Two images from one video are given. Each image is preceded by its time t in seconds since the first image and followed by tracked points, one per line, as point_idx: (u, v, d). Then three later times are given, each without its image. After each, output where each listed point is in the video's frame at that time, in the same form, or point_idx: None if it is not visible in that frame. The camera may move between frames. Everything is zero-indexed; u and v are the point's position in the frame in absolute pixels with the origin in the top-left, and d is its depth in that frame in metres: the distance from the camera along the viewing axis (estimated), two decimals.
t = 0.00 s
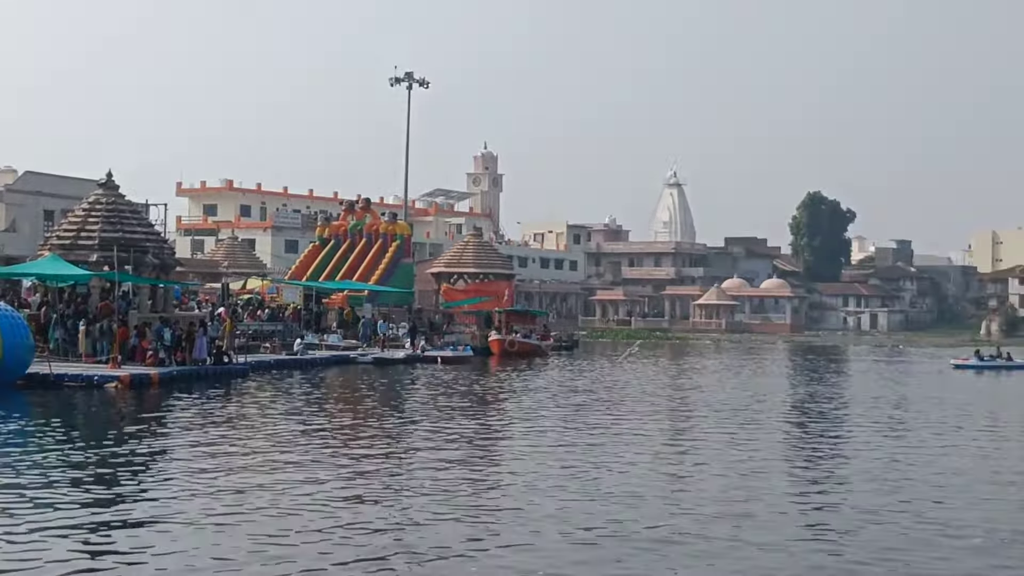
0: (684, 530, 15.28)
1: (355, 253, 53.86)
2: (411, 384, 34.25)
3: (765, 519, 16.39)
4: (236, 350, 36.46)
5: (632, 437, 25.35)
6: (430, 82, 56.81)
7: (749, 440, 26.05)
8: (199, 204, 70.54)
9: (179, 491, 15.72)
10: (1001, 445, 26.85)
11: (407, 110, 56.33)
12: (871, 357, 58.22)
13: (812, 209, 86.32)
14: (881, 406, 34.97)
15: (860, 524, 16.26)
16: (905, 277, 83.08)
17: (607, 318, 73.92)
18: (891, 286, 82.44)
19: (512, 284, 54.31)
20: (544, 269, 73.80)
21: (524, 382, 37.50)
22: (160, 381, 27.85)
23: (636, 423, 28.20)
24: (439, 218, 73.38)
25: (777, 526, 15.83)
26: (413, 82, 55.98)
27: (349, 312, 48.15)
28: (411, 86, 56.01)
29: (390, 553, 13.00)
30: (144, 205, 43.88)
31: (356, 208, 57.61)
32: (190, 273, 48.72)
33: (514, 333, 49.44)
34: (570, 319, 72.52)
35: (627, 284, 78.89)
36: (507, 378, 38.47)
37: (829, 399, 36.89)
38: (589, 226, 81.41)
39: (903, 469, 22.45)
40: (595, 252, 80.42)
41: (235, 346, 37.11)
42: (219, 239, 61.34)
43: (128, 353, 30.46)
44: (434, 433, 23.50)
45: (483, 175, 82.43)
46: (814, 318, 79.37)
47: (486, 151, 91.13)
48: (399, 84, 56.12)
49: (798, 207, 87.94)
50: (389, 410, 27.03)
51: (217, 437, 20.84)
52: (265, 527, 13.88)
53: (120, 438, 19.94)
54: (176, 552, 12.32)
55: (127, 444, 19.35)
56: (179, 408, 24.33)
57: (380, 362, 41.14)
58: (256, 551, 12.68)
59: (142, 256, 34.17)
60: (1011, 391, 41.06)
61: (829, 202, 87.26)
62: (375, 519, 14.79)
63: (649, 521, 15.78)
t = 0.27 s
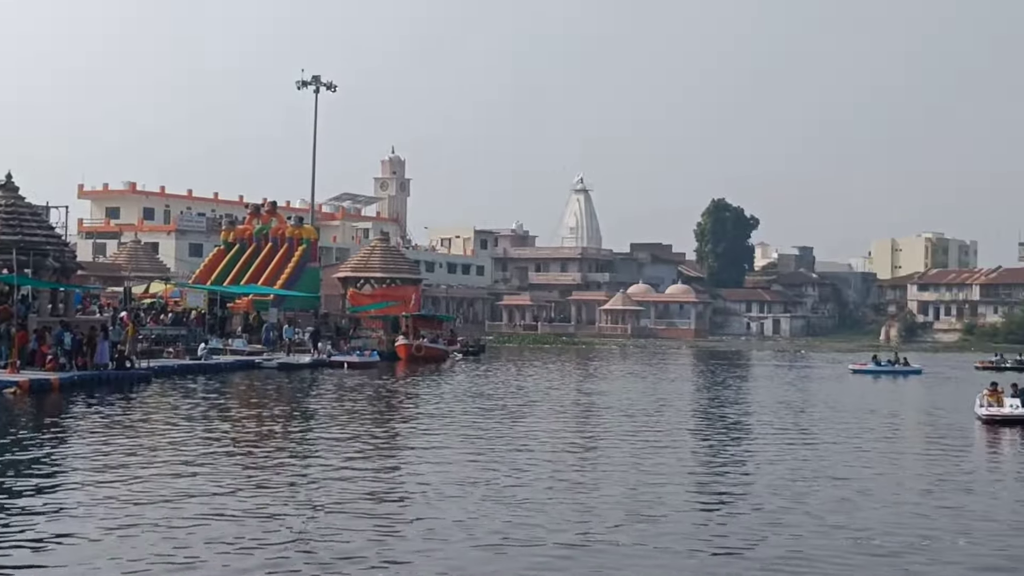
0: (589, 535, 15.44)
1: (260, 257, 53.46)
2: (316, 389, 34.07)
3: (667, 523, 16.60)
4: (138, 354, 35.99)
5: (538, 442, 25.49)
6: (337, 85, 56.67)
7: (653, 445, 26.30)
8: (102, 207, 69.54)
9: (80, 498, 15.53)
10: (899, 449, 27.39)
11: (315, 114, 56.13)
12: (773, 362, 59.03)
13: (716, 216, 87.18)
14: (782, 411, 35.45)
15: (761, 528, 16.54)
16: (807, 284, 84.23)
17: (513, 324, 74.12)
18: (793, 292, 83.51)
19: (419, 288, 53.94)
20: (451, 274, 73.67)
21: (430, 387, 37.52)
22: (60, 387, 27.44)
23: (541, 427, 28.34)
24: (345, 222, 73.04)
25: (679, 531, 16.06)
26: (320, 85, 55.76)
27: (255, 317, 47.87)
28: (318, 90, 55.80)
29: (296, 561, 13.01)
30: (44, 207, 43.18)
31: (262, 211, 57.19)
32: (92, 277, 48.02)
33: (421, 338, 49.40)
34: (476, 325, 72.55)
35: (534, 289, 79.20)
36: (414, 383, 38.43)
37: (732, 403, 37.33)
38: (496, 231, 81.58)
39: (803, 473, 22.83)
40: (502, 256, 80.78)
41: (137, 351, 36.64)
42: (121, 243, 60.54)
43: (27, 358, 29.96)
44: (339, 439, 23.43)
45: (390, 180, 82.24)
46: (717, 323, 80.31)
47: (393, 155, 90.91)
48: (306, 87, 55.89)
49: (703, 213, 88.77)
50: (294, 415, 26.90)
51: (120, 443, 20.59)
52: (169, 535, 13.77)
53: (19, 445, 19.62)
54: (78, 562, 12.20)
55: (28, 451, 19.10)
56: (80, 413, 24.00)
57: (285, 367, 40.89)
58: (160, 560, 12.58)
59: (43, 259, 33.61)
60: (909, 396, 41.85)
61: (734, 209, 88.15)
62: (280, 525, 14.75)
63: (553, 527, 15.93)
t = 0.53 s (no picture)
0: (525, 538, 15.50)
1: (197, 257, 53.15)
2: (253, 391, 33.90)
3: (603, 525, 16.69)
4: (73, 356, 35.61)
5: (475, 443, 25.52)
6: (272, 85, 55.82)
7: (590, 445, 26.41)
8: (36, 206, 68.73)
9: (15, 501, 15.44)
10: (833, 450, 27.70)
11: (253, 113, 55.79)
12: (710, 364, 59.45)
13: (654, 219, 87.54)
14: (718, 413, 35.70)
15: (697, 529, 16.67)
16: (744, 286, 84.82)
17: (452, 325, 74.10)
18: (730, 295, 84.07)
19: (358, 289, 53.81)
20: (390, 275, 73.54)
21: (368, 388, 37.45)
22: None
23: (479, 428, 28.42)
24: (283, 223, 72.62)
25: (616, 533, 16.15)
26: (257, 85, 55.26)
27: (192, 317, 47.59)
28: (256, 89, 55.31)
29: (231, 566, 12.97)
30: None
31: (199, 212, 56.83)
32: (25, 277, 47.49)
33: (359, 339, 49.31)
34: (415, 327, 72.42)
35: (473, 291, 79.24)
36: (352, 385, 38.35)
37: (669, 405, 37.55)
38: (435, 233, 81.51)
39: (739, 474, 23.02)
40: (441, 258, 80.75)
41: (72, 352, 36.27)
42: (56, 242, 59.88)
43: None
44: (277, 440, 23.39)
45: (328, 181, 81.85)
46: (655, 325, 80.71)
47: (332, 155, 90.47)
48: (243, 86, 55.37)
49: (640, 216, 89.11)
50: (231, 416, 26.81)
51: (54, 444, 20.44)
52: (105, 539, 13.74)
53: None
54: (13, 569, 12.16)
55: None
56: (13, 414, 23.78)
57: (222, 368, 40.63)
58: (96, 565, 12.57)
59: None
60: (843, 398, 42.31)
61: (671, 211, 88.61)
62: (217, 527, 14.75)
63: (490, 529, 15.97)
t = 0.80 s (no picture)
0: (473, 536, 15.54)
1: (145, 252, 52.83)
2: (201, 387, 33.70)
3: (551, 523, 16.77)
4: (17, 351, 35.26)
5: (424, 440, 25.54)
6: (224, 80, 55.89)
7: (539, 443, 26.49)
8: None
9: None
10: (779, 448, 27.94)
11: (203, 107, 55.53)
12: (658, 362, 59.75)
13: (604, 218, 87.72)
14: (666, 411, 35.87)
15: (643, 527, 16.79)
16: (693, 285, 85.17)
17: (402, 323, 74.00)
18: (680, 294, 84.41)
19: (307, 285, 53.43)
20: (340, 272, 73.33)
21: (318, 385, 37.36)
22: None
23: (427, 426, 28.39)
24: (233, 219, 72.23)
25: (563, 531, 16.23)
26: (207, 80, 55.06)
27: (140, 312, 47.29)
28: (206, 84, 55.12)
29: (177, 565, 12.94)
30: None
31: (148, 207, 56.49)
32: None
33: (308, 335, 49.13)
34: (364, 325, 72.28)
35: (423, 288, 79.20)
36: (300, 382, 38.21)
37: (618, 403, 37.70)
38: (385, 230, 81.39)
39: (686, 472, 23.18)
40: (391, 255, 80.64)
41: (16, 348, 35.90)
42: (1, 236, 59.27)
43: None
44: (224, 436, 23.27)
45: (278, 176, 81.50)
46: (605, 324, 80.91)
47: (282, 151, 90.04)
48: (193, 81, 55.17)
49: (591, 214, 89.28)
50: (179, 412, 26.66)
51: None
52: (49, 538, 13.62)
53: None
54: None
55: None
56: None
57: (169, 364, 40.38)
58: (41, 566, 12.46)
59: None
60: (789, 397, 42.64)
61: (622, 209, 88.83)
62: (164, 525, 14.67)
63: (438, 527, 16.01)
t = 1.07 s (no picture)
0: (425, 535, 15.48)
1: (96, 245, 52.50)
2: (152, 382, 33.49)
3: (502, 521, 16.74)
4: None
5: (375, 436, 25.44)
6: (176, 73, 55.57)
7: (490, 440, 26.47)
8: None
9: None
10: (730, 445, 28.05)
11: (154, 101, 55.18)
12: (611, 358, 59.94)
13: (558, 214, 87.69)
14: (618, 407, 35.96)
15: (595, 525, 16.79)
16: (646, 282, 85.41)
17: (354, 318, 73.82)
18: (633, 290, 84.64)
19: (260, 281, 53.06)
20: (293, 267, 73.06)
21: (269, 381, 37.18)
22: None
23: (380, 422, 28.36)
24: (185, 213, 71.79)
25: (515, 529, 16.20)
26: (159, 72, 54.74)
27: (90, 306, 46.97)
28: (158, 77, 54.78)
29: (124, 566, 12.80)
30: None
31: (99, 200, 56.10)
32: None
33: (260, 330, 48.96)
34: (317, 320, 72.07)
35: (376, 284, 79.03)
36: (252, 377, 38.06)
37: (571, 399, 37.76)
38: (338, 225, 81.20)
39: (638, 469, 23.23)
40: (344, 250, 80.43)
41: None
42: None
43: None
44: (175, 433, 23.15)
45: (231, 171, 81.07)
46: (558, 320, 80.99)
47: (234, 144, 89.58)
48: (145, 74, 54.81)
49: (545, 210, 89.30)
50: (129, 408, 26.49)
51: None
52: None
53: None
54: None
55: None
56: None
57: (119, 360, 40.11)
58: None
59: None
60: (740, 393, 42.86)
61: (576, 205, 88.90)
62: (115, 524, 14.59)
63: (389, 525, 15.94)
